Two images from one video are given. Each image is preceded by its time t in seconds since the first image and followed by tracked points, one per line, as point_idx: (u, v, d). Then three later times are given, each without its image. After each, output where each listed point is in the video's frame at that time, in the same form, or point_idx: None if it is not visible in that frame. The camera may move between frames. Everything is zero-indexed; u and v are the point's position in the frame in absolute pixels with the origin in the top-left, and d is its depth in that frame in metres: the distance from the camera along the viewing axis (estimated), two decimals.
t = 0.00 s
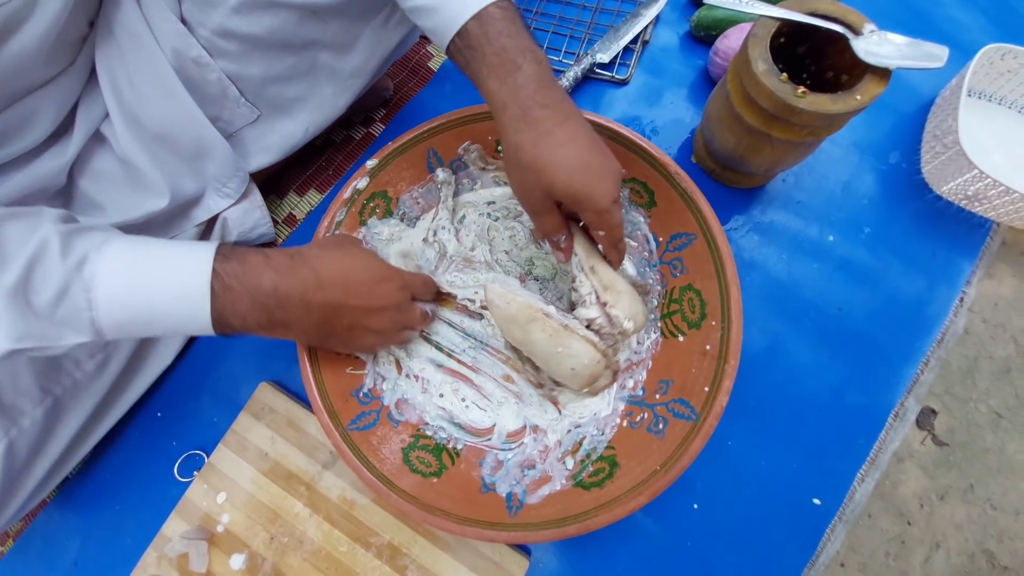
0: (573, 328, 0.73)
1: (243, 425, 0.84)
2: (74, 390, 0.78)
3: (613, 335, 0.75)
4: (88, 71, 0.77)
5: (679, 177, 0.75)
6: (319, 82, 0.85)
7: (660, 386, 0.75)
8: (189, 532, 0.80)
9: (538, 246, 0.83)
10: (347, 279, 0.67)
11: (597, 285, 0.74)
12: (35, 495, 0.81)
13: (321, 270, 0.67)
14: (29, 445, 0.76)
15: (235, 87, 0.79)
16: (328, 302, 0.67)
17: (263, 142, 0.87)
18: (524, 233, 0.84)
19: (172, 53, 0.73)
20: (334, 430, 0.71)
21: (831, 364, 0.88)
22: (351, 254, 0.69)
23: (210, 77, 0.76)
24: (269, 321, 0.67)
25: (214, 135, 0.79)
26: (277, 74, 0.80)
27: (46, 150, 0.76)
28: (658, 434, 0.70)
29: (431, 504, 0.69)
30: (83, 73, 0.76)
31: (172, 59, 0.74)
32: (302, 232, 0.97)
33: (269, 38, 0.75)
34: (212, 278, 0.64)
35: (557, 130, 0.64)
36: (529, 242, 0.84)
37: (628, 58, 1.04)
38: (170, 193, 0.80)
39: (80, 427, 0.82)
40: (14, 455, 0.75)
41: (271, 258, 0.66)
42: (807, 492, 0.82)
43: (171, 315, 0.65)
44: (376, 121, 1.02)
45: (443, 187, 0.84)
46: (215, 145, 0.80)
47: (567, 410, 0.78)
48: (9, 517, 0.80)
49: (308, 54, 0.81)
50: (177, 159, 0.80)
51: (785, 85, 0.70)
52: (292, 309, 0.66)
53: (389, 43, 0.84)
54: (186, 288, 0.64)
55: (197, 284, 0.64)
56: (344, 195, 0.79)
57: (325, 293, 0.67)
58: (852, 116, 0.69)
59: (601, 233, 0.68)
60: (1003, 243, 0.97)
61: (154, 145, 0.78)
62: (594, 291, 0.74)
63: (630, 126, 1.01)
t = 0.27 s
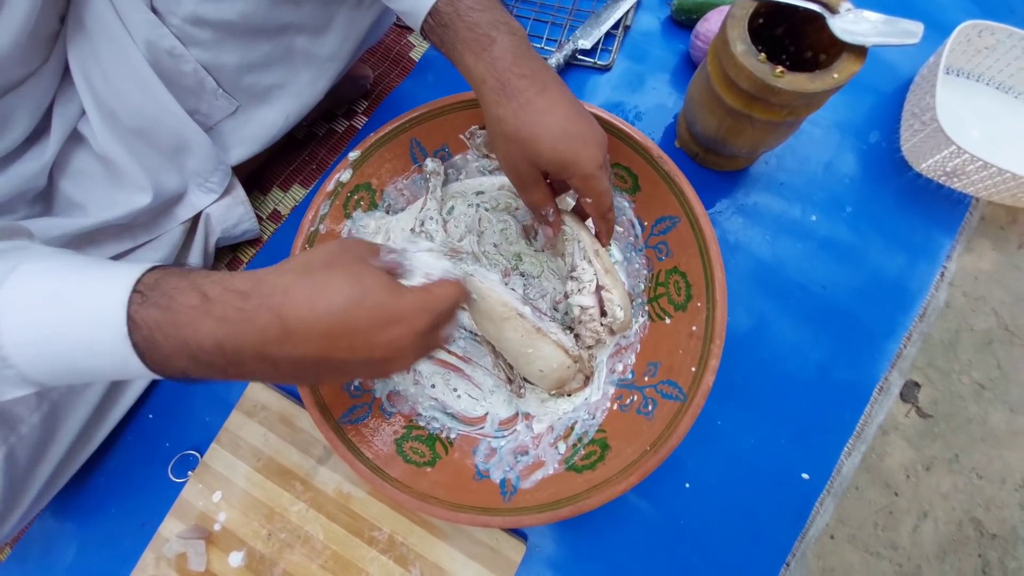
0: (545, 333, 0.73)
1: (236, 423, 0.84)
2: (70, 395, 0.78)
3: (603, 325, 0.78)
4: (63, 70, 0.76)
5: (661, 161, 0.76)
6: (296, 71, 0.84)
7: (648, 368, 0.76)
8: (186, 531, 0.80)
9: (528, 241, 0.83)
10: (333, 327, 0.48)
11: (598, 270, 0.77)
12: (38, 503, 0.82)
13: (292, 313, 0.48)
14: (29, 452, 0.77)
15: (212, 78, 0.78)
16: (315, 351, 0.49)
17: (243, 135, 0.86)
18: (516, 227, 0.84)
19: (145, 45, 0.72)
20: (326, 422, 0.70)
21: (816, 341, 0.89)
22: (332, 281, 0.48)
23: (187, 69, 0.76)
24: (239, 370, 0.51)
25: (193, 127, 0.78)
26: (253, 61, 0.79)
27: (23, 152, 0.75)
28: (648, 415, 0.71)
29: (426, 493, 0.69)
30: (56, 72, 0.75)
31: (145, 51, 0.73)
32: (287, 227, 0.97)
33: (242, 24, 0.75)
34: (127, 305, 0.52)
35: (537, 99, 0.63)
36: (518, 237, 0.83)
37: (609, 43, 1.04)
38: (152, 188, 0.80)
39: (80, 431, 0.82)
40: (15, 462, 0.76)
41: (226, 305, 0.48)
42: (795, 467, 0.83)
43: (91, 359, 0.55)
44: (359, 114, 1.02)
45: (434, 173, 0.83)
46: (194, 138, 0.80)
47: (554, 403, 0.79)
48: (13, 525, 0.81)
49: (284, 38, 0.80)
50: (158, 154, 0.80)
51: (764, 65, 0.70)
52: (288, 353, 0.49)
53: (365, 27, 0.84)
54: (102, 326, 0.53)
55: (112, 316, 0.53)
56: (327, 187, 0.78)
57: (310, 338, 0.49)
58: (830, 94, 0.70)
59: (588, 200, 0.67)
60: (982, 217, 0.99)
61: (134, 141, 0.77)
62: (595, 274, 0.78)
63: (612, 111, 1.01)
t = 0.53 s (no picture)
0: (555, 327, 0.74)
1: (251, 434, 0.86)
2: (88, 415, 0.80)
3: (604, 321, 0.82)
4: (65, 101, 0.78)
5: (653, 156, 0.77)
6: (292, 88, 0.86)
7: (651, 360, 0.78)
8: (207, 542, 0.81)
9: (526, 243, 0.87)
10: (482, 323, 0.54)
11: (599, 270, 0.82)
12: (60, 524, 0.83)
13: (458, 308, 0.54)
14: (50, 473, 0.78)
15: (210, 101, 0.80)
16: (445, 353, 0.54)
17: (242, 153, 0.88)
18: (513, 229, 0.87)
19: (143, 72, 0.74)
20: (338, 429, 0.71)
21: (813, 325, 0.91)
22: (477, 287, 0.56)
23: (186, 93, 0.77)
24: (395, 369, 0.54)
25: (192, 151, 0.80)
26: (249, 83, 0.81)
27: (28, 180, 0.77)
28: (652, 406, 0.73)
29: (439, 491, 0.71)
30: (59, 102, 0.77)
31: (144, 78, 0.75)
32: (289, 240, 0.99)
33: (238, 47, 0.76)
34: (333, 319, 0.53)
35: (529, 73, 0.65)
36: (516, 239, 0.87)
37: (596, 42, 1.06)
38: (155, 212, 0.82)
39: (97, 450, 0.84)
40: (36, 484, 0.77)
41: (405, 295, 0.54)
42: (800, 449, 0.85)
43: (291, 364, 0.54)
44: (353, 125, 1.04)
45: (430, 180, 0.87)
46: (195, 161, 0.81)
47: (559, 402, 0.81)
48: (37, 548, 0.82)
49: (278, 58, 0.82)
50: (161, 178, 0.81)
51: (748, 58, 0.72)
52: (420, 357, 0.54)
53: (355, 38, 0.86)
54: (299, 331, 0.53)
55: (306, 326, 0.53)
56: (327, 200, 0.79)
57: (453, 335, 0.53)
58: (814, 82, 0.71)
59: (579, 180, 0.69)
60: (971, 194, 1.01)
61: (136, 166, 0.79)
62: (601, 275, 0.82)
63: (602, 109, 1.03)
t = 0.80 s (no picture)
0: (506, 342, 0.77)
1: (259, 433, 0.87)
2: (96, 418, 0.81)
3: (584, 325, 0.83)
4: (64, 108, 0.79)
5: (646, 142, 0.78)
6: (285, 88, 0.87)
7: (651, 344, 0.79)
8: (221, 539, 0.83)
9: (520, 239, 0.88)
10: (370, 266, 0.60)
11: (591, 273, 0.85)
12: (72, 528, 0.84)
13: (350, 259, 0.60)
14: (62, 476, 0.80)
15: (204, 103, 0.80)
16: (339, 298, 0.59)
17: (238, 154, 0.88)
18: (509, 224, 0.87)
19: (138, 76, 0.75)
20: (345, 423, 0.73)
21: (811, 304, 0.92)
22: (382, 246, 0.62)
23: (180, 97, 0.78)
24: (284, 304, 0.59)
25: (190, 153, 0.80)
26: (243, 84, 0.82)
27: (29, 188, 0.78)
28: (654, 389, 0.74)
29: (446, 480, 0.72)
30: (57, 110, 0.78)
31: (139, 82, 0.75)
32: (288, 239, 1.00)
33: (230, 49, 0.77)
34: (227, 269, 0.58)
35: (521, 73, 0.64)
36: (511, 233, 0.87)
37: (586, 30, 1.06)
38: (154, 216, 0.81)
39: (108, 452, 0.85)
40: (48, 488, 0.78)
41: (295, 246, 0.60)
42: (801, 427, 0.86)
43: (192, 313, 0.59)
44: (347, 123, 1.04)
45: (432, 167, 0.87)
46: (192, 164, 0.81)
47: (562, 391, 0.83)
48: (50, 553, 0.82)
49: (270, 59, 0.82)
50: (160, 181, 0.82)
51: (737, 40, 0.72)
52: (305, 296, 0.59)
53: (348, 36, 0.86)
54: (199, 280, 0.58)
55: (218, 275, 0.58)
56: (324, 197, 0.80)
57: (336, 281, 0.59)
58: (804, 63, 0.72)
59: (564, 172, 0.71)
60: (967, 168, 1.01)
61: (135, 170, 0.80)
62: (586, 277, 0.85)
63: (595, 97, 1.03)
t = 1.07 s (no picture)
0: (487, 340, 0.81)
1: (259, 423, 0.87)
2: (93, 411, 0.81)
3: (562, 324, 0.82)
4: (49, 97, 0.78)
5: (642, 122, 0.77)
6: (275, 74, 0.85)
7: (650, 327, 0.78)
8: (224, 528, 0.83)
9: (513, 229, 0.86)
10: (328, 306, 0.57)
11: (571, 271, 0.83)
12: (72, 521, 0.83)
13: (308, 293, 0.57)
14: (60, 470, 0.79)
15: (193, 92, 0.80)
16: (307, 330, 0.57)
17: (230, 143, 0.87)
18: (504, 213, 0.86)
19: (124, 64, 0.74)
20: (344, 410, 0.73)
21: (810, 285, 0.91)
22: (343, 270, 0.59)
23: (167, 85, 0.77)
24: (258, 345, 0.58)
25: (181, 143, 0.80)
26: (231, 71, 0.81)
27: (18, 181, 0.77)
28: (653, 371, 0.74)
29: (447, 466, 0.72)
30: (44, 100, 0.77)
31: (125, 70, 0.74)
32: (284, 229, 0.99)
33: (216, 34, 0.76)
34: (195, 301, 0.57)
35: (504, 79, 0.67)
36: (505, 222, 0.86)
37: (580, 12, 1.04)
38: (146, 206, 0.81)
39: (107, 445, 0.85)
40: (46, 482, 0.78)
41: (263, 278, 0.58)
42: (801, 407, 0.86)
43: (165, 345, 0.58)
44: (339, 111, 1.03)
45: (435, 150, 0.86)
46: (183, 152, 0.81)
47: (559, 373, 0.83)
48: (51, 546, 0.82)
49: (257, 44, 0.81)
50: (150, 171, 0.81)
51: (733, 15, 0.71)
52: (276, 335, 0.57)
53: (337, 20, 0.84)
54: (170, 312, 0.57)
55: (183, 302, 0.57)
56: (317, 185, 0.79)
57: (301, 318, 0.57)
58: (801, 38, 0.71)
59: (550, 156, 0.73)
60: (966, 145, 1.00)
61: (125, 161, 0.79)
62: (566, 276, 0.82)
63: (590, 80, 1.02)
